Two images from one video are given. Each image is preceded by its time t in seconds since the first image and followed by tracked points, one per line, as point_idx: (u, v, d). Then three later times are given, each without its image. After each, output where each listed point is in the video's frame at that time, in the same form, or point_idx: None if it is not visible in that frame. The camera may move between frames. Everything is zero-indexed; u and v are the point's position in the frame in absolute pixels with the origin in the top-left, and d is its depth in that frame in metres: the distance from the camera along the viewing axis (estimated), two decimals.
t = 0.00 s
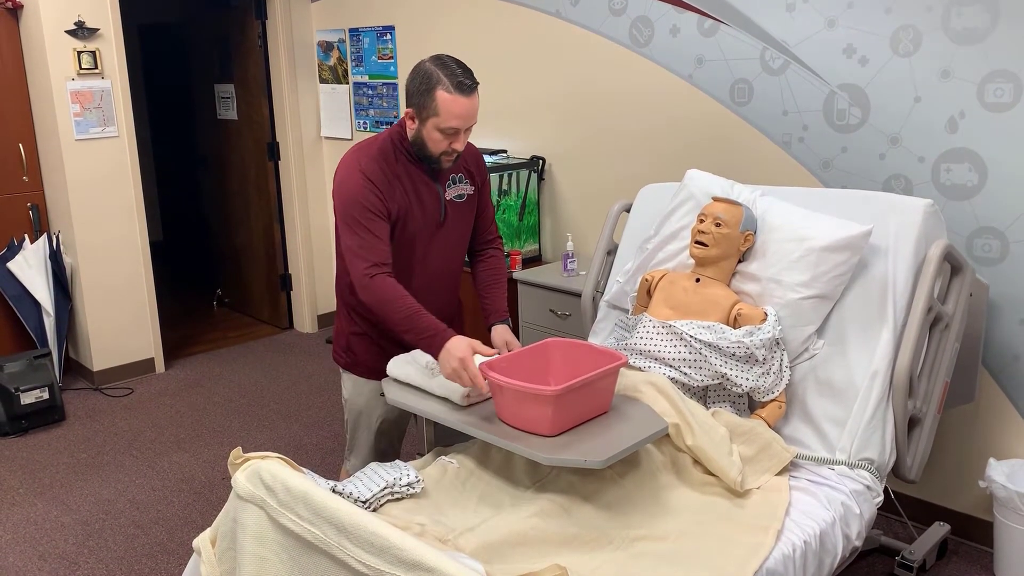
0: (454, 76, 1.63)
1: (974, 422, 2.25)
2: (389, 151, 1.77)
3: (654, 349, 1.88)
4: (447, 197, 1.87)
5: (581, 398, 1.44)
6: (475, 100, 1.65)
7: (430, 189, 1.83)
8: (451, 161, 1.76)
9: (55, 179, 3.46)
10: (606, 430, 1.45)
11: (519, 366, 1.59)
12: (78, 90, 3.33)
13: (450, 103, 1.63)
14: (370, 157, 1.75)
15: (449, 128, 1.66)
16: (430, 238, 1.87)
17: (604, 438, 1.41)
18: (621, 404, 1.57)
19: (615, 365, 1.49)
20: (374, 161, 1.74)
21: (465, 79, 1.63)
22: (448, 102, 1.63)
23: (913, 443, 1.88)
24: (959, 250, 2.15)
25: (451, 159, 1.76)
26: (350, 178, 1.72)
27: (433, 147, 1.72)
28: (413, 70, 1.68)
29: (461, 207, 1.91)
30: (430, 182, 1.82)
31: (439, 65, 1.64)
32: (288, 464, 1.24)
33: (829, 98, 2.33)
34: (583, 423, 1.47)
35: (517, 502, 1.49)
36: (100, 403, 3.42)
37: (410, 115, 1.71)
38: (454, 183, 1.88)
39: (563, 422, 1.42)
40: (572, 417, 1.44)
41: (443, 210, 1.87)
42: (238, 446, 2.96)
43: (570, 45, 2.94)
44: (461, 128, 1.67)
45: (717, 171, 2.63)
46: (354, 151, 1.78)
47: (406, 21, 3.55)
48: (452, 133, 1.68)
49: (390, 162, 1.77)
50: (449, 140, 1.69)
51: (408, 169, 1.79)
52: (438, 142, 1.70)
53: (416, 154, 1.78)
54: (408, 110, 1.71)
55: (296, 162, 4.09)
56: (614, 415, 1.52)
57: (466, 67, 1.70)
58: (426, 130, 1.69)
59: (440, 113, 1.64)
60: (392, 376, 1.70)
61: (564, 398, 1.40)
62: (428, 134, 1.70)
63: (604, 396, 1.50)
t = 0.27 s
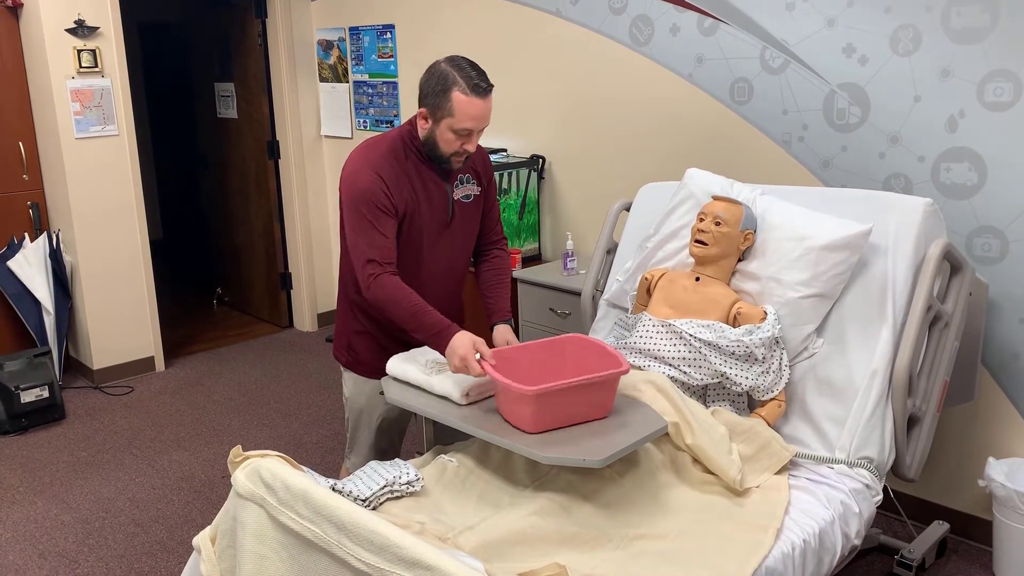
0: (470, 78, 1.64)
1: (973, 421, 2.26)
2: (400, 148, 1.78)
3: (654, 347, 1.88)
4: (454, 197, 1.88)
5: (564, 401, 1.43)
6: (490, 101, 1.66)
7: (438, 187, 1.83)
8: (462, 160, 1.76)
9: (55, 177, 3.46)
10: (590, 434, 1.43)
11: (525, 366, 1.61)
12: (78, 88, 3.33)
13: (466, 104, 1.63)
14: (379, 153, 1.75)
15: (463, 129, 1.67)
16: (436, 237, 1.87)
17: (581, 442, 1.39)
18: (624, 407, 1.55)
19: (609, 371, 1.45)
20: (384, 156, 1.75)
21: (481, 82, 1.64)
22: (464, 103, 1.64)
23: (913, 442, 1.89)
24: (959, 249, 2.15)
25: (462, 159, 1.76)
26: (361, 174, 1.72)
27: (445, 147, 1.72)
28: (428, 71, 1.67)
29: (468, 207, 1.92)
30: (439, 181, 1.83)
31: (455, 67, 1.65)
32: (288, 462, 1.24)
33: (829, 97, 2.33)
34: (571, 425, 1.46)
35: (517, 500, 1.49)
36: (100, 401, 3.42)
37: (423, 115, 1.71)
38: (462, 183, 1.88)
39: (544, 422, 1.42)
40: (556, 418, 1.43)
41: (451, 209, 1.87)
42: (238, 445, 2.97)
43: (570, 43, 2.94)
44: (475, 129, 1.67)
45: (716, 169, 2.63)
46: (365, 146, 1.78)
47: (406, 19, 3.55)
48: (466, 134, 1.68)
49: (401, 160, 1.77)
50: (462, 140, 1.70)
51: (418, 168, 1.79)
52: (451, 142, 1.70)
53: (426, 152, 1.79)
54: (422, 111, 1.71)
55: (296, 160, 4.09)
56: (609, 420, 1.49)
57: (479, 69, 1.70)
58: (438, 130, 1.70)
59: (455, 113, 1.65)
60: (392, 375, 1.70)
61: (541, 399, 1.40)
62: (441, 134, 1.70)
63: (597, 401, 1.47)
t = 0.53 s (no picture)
0: (471, 71, 1.65)
1: (972, 419, 2.26)
2: (401, 147, 1.77)
3: (652, 345, 1.88)
4: (455, 195, 1.87)
5: (514, 400, 1.42)
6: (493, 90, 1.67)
7: (439, 186, 1.83)
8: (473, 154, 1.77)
9: (54, 176, 3.46)
10: (534, 441, 1.39)
11: (543, 362, 1.59)
12: (77, 86, 3.33)
13: (474, 98, 1.64)
14: (380, 151, 1.75)
15: (474, 122, 1.68)
16: (437, 236, 1.87)
17: (517, 443, 1.39)
18: (613, 431, 1.43)
19: (563, 387, 1.37)
20: (384, 155, 1.75)
21: (482, 71, 1.65)
22: (472, 97, 1.64)
23: (912, 440, 1.89)
24: (958, 247, 2.15)
25: (473, 153, 1.77)
26: (360, 173, 1.72)
27: (458, 145, 1.73)
28: (427, 73, 1.67)
29: (469, 206, 1.91)
30: (440, 179, 1.82)
31: (452, 63, 1.65)
32: (287, 459, 1.24)
33: (829, 95, 2.33)
34: (531, 430, 1.43)
35: (516, 498, 1.49)
36: (100, 400, 3.42)
37: (429, 117, 1.71)
38: (463, 182, 1.88)
39: (496, 414, 1.45)
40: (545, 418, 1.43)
41: (452, 208, 1.87)
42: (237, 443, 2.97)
43: (570, 41, 2.93)
44: (486, 120, 1.68)
45: (716, 167, 2.63)
46: (365, 144, 1.78)
47: (405, 18, 3.55)
48: (477, 127, 1.69)
49: (400, 158, 1.77)
50: (473, 134, 1.71)
51: (419, 166, 1.79)
52: (463, 138, 1.71)
53: (428, 151, 1.79)
54: (428, 112, 1.70)
55: (296, 159, 4.09)
56: (576, 438, 1.40)
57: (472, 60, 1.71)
58: (449, 129, 1.70)
59: (463, 109, 1.65)
60: (389, 373, 1.70)
61: (483, 386, 1.44)
62: (453, 133, 1.70)
63: (557, 416, 1.39)
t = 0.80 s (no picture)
0: (467, 69, 1.64)
1: (971, 417, 2.26)
2: (399, 144, 1.77)
3: (651, 344, 1.87)
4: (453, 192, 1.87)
5: (498, 400, 1.41)
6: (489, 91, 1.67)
7: (437, 183, 1.82)
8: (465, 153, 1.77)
9: (53, 174, 3.45)
10: (513, 443, 1.38)
11: (546, 366, 1.60)
12: (75, 85, 3.33)
13: (467, 97, 1.64)
14: (378, 150, 1.75)
15: (467, 122, 1.68)
16: (437, 233, 1.87)
17: (510, 443, 1.38)
18: (598, 442, 1.38)
19: (535, 392, 1.35)
20: (383, 153, 1.75)
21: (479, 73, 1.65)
22: (465, 96, 1.64)
23: (911, 438, 1.89)
24: (957, 246, 2.15)
25: (467, 152, 1.77)
26: (360, 173, 1.71)
27: (450, 142, 1.73)
28: (423, 69, 1.67)
29: (467, 203, 1.91)
30: (438, 176, 1.82)
31: (450, 61, 1.65)
32: (285, 459, 1.24)
33: (828, 93, 2.32)
34: (514, 433, 1.41)
35: (515, 497, 1.49)
36: (99, 399, 3.42)
37: (424, 113, 1.71)
38: (461, 179, 1.87)
39: (485, 413, 1.45)
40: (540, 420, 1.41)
41: (450, 205, 1.87)
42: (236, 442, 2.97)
43: (568, 39, 2.93)
44: (478, 120, 1.68)
45: (715, 166, 2.63)
46: (363, 143, 1.77)
47: (404, 16, 3.54)
48: (470, 127, 1.69)
49: (399, 156, 1.76)
50: (465, 133, 1.70)
51: (417, 163, 1.79)
52: (455, 136, 1.71)
53: (426, 148, 1.78)
54: (422, 108, 1.70)
55: (294, 157, 4.09)
56: (553, 445, 1.37)
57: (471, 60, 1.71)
58: (442, 126, 1.70)
59: (456, 107, 1.65)
60: (386, 372, 1.70)
61: (472, 383, 1.45)
62: (445, 130, 1.70)
63: (534, 421, 1.37)
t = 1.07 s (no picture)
0: (464, 75, 1.63)
1: (970, 416, 2.26)
2: (394, 143, 1.78)
3: (650, 343, 1.87)
4: (451, 192, 1.87)
5: (491, 402, 1.41)
6: (484, 102, 1.66)
7: (433, 182, 1.82)
8: (454, 157, 1.77)
9: (52, 173, 3.45)
10: (506, 444, 1.38)
11: (542, 367, 1.60)
12: (74, 84, 3.32)
13: (460, 103, 1.64)
14: (373, 148, 1.75)
15: (455, 127, 1.68)
16: (433, 232, 1.87)
17: (505, 444, 1.38)
18: (593, 444, 1.38)
19: (530, 394, 1.34)
20: (378, 150, 1.75)
21: (477, 83, 1.64)
22: (457, 101, 1.64)
23: (910, 437, 1.89)
24: (956, 245, 2.15)
25: (456, 155, 1.77)
26: (354, 170, 1.72)
27: (437, 145, 1.73)
28: (424, 67, 1.68)
29: (465, 203, 1.91)
30: (434, 176, 1.82)
31: (451, 64, 1.65)
32: (284, 458, 1.24)
33: (828, 92, 2.32)
34: (508, 434, 1.41)
35: (514, 496, 1.49)
36: (98, 398, 3.42)
37: (417, 110, 1.72)
38: (459, 179, 1.88)
39: (479, 414, 1.45)
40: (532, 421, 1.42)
41: (447, 204, 1.87)
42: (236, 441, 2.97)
43: (567, 39, 2.93)
44: (467, 128, 1.67)
45: (714, 164, 2.63)
46: (360, 141, 1.78)
47: (403, 15, 3.54)
48: (458, 133, 1.69)
49: (393, 154, 1.77)
50: (453, 138, 1.70)
51: (413, 162, 1.79)
52: (443, 139, 1.71)
53: (422, 147, 1.79)
54: (415, 105, 1.72)
55: (294, 156, 4.09)
56: (547, 447, 1.37)
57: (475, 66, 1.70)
58: (431, 126, 1.70)
59: (448, 111, 1.65)
60: (382, 372, 1.69)
61: (467, 384, 1.45)
62: (433, 131, 1.71)
63: (526, 423, 1.37)
